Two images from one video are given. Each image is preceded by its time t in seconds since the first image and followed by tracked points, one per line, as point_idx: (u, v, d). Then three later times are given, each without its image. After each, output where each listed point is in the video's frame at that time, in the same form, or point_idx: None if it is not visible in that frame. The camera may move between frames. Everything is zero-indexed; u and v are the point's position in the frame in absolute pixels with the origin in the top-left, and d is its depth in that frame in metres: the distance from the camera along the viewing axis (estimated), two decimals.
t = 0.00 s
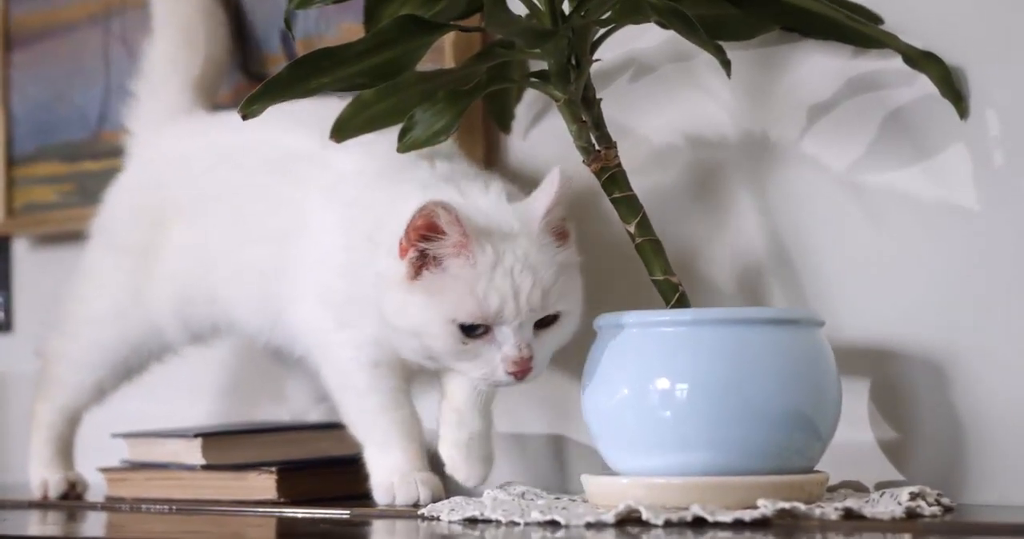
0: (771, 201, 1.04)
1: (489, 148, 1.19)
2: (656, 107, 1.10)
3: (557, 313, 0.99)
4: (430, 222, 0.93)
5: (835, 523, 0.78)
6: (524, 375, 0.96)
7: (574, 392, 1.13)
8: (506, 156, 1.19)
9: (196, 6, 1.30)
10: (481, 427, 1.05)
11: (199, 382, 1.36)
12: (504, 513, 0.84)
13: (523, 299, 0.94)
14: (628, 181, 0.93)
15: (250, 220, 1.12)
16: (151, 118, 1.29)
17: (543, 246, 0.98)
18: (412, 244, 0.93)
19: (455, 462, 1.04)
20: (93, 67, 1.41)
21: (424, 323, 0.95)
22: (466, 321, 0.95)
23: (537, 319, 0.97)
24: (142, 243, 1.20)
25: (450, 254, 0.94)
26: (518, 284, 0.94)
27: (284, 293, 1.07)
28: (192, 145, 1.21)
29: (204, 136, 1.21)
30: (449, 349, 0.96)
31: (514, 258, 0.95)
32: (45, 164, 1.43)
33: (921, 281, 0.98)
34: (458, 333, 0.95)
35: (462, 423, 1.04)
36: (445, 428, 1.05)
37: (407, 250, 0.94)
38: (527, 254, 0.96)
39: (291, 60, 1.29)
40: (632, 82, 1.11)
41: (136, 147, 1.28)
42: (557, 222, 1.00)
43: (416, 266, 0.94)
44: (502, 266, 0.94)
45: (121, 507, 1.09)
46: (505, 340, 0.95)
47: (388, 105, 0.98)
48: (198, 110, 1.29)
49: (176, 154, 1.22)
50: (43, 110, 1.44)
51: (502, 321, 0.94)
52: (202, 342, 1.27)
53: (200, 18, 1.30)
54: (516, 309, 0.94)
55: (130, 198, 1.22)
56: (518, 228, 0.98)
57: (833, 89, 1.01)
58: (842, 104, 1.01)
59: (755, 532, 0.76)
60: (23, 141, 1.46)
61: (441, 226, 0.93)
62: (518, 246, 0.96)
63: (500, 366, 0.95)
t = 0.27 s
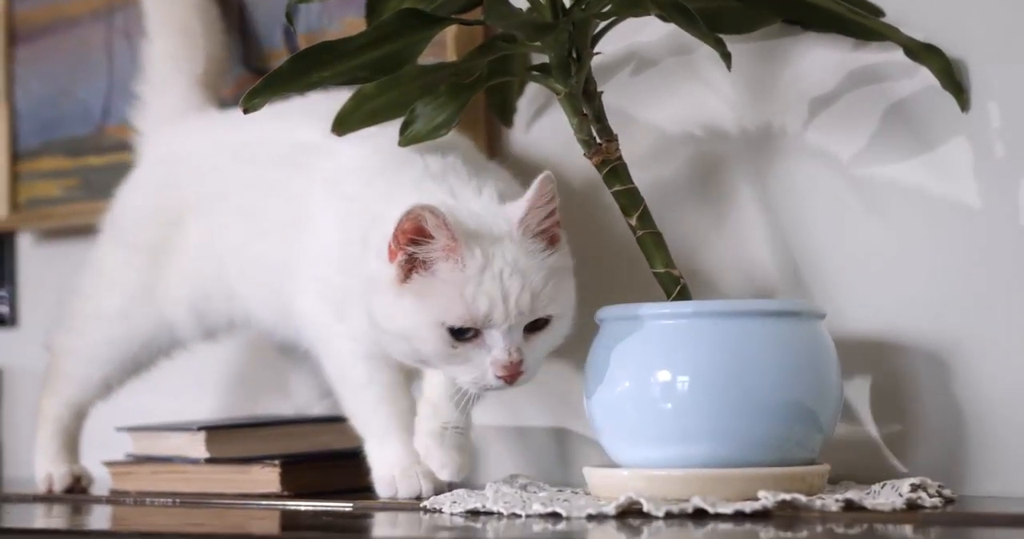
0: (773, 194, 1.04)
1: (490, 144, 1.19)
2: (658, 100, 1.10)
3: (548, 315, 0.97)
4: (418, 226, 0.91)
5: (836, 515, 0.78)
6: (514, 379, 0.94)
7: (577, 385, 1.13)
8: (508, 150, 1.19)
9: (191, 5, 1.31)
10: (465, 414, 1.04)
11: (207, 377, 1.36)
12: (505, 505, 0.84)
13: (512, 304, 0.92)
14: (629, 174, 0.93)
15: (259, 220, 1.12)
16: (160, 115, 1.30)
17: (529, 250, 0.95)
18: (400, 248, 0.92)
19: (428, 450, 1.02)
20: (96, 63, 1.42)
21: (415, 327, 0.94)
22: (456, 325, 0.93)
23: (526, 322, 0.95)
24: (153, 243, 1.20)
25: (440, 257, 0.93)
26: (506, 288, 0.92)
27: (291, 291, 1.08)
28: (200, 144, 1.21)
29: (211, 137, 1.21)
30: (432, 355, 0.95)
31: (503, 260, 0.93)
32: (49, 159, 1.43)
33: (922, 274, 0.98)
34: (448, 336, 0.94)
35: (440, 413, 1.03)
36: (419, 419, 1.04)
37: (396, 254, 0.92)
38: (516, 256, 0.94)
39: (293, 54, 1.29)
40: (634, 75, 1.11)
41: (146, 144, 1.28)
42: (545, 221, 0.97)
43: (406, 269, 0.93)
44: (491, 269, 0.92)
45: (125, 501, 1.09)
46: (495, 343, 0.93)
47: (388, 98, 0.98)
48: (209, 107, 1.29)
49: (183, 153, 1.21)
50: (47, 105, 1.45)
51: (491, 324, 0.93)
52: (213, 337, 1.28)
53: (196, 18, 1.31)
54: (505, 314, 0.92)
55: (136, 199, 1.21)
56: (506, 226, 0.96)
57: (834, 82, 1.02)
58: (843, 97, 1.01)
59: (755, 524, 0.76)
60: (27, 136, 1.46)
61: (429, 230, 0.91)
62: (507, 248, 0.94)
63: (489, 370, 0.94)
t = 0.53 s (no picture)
0: (776, 186, 1.04)
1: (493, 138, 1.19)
2: (660, 93, 1.10)
3: (545, 301, 0.97)
4: (413, 213, 0.92)
5: (838, 506, 0.78)
6: (511, 364, 0.94)
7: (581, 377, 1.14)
8: (512, 143, 1.19)
9: (198, 2, 1.31)
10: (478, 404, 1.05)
11: (214, 372, 1.36)
12: (508, 497, 0.85)
13: (507, 290, 0.93)
14: (631, 167, 0.93)
15: (273, 214, 1.12)
16: (174, 111, 1.31)
17: (524, 238, 0.95)
18: (396, 234, 0.93)
19: (435, 442, 1.02)
20: (101, 58, 1.42)
21: (410, 311, 0.94)
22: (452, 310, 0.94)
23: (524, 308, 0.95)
24: (170, 238, 1.21)
25: (436, 244, 0.93)
26: (502, 273, 0.93)
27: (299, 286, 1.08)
28: (215, 142, 1.22)
29: (225, 134, 1.22)
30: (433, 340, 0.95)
31: (499, 247, 0.93)
32: (55, 155, 1.44)
33: (924, 265, 0.98)
34: (443, 322, 0.94)
35: (453, 404, 1.04)
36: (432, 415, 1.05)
37: (392, 239, 0.93)
38: (511, 243, 0.94)
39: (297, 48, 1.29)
40: (636, 68, 1.11)
41: (162, 142, 1.29)
42: (542, 210, 0.96)
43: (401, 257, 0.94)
44: (486, 255, 0.93)
45: (131, 494, 1.10)
46: (490, 330, 0.93)
47: (392, 90, 0.99)
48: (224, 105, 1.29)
49: (199, 151, 1.22)
50: (52, 100, 1.45)
51: (487, 310, 0.93)
52: (221, 332, 1.28)
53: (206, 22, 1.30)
54: (501, 299, 0.92)
55: (151, 195, 1.22)
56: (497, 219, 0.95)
57: (836, 73, 1.02)
58: (845, 89, 1.01)
59: (757, 515, 0.76)
60: (33, 132, 1.46)
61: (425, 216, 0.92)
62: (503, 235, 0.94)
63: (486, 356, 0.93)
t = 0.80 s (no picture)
0: (782, 178, 1.04)
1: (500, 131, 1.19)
2: (667, 86, 1.10)
3: (549, 265, 0.96)
4: (415, 181, 0.93)
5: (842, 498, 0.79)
6: (517, 330, 0.92)
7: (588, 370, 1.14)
8: (518, 136, 1.19)
9: None
10: (489, 381, 1.00)
11: (224, 367, 1.36)
12: (514, 489, 0.85)
13: (512, 252, 0.93)
14: (636, 159, 0.94)
15: (281, 205, 1.13)
16: (188, 107, 1.31)
17: (529, 206, 0.95)
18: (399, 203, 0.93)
19: (441, 416, 0.97)
20: (109, 52, 1.42)
21: (415, 282, 0.93)
22: (455, 276, 0.93)
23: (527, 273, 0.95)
24: (184, 234, 1.22)
25: (438, 211, 0.94)
26: (505, 238, 0.93)
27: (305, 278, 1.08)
28: (229, 139, 1.23)
29: (239, 132, 1.23)
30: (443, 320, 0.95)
31: (502, 212, 0.94)
32: (65, 149, 1.44)
33: (930, 258, 0.98)
34: (447, 288, 0.93)
35: (463, 376, 0.99)
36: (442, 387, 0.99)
37: (393, 210, 0.93)
38: (514, 208, 0.94)
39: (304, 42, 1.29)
40: (642, 61, 1.11)
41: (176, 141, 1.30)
42: (547, 179, 0.96)
43: (404, 227, 0.94)
44: (490, 220, 0.93)
45: (140, 487, 1.10)
46: (496, 293, 0.93)
47: (397, 85, 0.99)
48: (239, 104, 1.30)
49: (212, 149, 1.23)
50: (62, 95, 1.45)
51: (491, 274, 0.93)
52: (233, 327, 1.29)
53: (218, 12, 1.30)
54: (505, 262, 0.92)
55: (165, 191, 1.24)
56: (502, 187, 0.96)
57: (842, 66, 1.02)
58: (851, 81, 1.01)
59: (762, 506, 0.76)
60: (43, 127, 1.47)
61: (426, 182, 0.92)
62: (506, 201, 0.94)
63: (491, 321, 0.92)
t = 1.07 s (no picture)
0: (789, 177, 1.05)
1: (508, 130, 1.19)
2: (674, 84, 1.10)
3: (557, 233, 0.97)
4: (418, 150, 0.95)
5: (848, 496, 0.79)
6: (525, 298, 0.92)
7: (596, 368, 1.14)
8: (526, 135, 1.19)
9: None
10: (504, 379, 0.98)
11: (235, 366, 1.37)
12: (521, 487, 0.85)
13: (517, 219, 0.94)
14: (643, 158, 0.94)
15: (306, 207, 1.12)
16: (209, 111, 1.31)
17: (538, 176, 0.97)
18: (403, 175, 0.95)
19: (457, 390, 0.95)
20: (120, 52, 1.43)
21: (418, 251, 0.94)
22: (461, 243, 0.94)
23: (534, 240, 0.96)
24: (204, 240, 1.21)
25: (443, 182, 0.96)
26: (511, 204, 0.94)
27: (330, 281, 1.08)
28: (249, 144, 1.22)
29: (256, 138, 1.22)
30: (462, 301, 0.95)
31: (507, 180, 0.95)
32: (75, 148, 1.45)
33: (937, 256, 0.98)
34: (453, 255, 0.94)
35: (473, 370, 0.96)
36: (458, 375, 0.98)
37: (398, 181, 0.95)
38: (521, 177, 0.96)
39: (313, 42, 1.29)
40: (650, 60, 1.11)
41: (195, 148, 1.28)
42: (560, 153, 0.98)
43: (408, 197, 0.96)
44: (495, 187, 0.95)
45: (150, 485, 1.11)
46: (502, 259, 0.93)
47: (408, 82, 0.99)
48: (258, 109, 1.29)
49: (231, 154, 1.22)
50: (73, 94, 1.46)
51: (496, 240, 0.94)
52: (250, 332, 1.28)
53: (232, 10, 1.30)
54: (510, 228, 0.93)
55: (185, 199, 1.22)
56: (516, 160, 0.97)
57: (849, 64, 1.02)
58: (858, 79, 1.02)
59: (767, 504, 0.76)
60: (54, 127, 1.47)
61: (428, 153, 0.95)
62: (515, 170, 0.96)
63: (497, 287, 0.92)
